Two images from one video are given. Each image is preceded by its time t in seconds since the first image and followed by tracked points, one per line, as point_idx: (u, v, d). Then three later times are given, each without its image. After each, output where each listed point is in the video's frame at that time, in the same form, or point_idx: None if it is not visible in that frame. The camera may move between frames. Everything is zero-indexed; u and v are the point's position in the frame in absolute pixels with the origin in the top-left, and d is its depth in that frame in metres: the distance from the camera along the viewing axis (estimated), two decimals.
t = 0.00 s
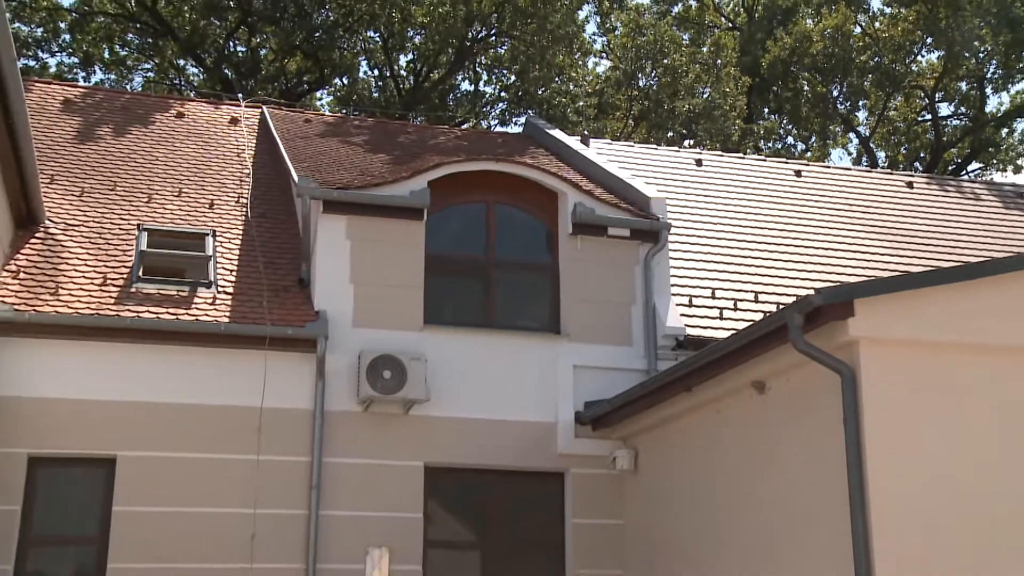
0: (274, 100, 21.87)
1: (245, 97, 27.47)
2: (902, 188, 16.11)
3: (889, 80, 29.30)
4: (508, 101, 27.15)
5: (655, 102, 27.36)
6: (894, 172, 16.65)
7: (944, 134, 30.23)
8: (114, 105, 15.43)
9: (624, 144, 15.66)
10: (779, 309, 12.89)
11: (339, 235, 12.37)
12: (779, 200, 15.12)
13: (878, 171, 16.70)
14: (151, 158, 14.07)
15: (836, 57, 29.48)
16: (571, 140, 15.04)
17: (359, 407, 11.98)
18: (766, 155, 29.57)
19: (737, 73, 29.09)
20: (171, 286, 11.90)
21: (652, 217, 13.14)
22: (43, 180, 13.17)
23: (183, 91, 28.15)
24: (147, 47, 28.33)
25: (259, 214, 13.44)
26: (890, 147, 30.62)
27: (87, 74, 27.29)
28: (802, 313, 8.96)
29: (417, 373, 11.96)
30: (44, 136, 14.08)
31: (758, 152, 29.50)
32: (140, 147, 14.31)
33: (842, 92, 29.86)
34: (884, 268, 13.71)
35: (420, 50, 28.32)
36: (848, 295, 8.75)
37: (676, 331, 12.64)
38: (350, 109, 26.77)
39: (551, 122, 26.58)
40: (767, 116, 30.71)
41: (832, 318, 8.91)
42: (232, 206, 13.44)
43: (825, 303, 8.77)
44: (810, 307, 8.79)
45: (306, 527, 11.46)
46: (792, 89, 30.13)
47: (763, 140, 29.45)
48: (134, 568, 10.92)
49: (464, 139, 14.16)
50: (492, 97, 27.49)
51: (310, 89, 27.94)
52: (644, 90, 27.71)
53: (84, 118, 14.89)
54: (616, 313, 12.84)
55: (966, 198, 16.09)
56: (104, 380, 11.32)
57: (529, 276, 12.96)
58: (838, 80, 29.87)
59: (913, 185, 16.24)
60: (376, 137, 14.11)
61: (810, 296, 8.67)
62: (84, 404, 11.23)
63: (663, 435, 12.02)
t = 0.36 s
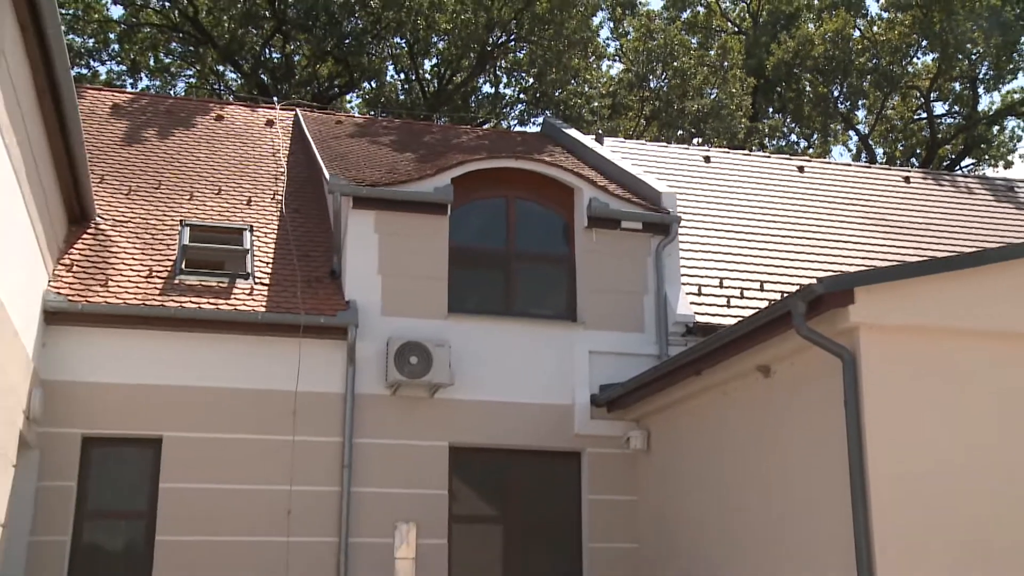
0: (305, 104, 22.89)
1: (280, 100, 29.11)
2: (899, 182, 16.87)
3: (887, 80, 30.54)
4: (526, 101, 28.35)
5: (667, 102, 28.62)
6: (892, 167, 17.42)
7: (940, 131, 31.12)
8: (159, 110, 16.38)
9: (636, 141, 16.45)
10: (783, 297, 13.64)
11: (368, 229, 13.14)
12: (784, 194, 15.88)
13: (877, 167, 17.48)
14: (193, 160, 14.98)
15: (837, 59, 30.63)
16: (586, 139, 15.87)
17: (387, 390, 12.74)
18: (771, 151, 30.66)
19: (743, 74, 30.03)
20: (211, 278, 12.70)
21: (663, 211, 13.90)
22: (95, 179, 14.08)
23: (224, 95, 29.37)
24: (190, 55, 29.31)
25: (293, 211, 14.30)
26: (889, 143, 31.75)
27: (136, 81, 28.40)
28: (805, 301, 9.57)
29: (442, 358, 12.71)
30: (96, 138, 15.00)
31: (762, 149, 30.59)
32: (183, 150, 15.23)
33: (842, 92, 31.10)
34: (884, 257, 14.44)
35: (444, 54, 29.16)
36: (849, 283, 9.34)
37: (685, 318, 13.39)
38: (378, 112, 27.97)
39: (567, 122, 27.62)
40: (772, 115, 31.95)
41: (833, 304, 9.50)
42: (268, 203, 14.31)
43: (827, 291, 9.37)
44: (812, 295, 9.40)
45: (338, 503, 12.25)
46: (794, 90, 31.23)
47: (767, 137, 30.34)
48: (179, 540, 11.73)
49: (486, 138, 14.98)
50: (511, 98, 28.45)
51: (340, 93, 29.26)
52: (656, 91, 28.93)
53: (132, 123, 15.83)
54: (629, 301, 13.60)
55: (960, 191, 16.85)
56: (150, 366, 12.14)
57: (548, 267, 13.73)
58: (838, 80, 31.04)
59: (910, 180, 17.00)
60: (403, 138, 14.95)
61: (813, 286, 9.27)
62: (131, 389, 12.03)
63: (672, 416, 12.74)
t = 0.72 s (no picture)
0: (331, 105, 23.71)
1: (310, 101, 29.57)
2: (902, 174, 17.51)
3: (889, 77, 31.25)
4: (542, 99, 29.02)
5: (676, 96, 29.74)
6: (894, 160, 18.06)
7: (940, 125, 31.84)
8: (196, 111, 17.17)
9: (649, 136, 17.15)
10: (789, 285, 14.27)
11: (394, 222, 13.81)
12: (791, 187, 16.53)
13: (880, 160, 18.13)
14: (228, 157, 15.74)
15: (841, 57, 31.30)
16: (602, 135, 16.56)
17: (412, 375, 13.41)
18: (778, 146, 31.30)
19: (750, 72, 30.76)
20: (245, 270, 13.41)
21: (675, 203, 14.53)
22: (136, 176, 14.85)
23: (257, 96, 30.23)
24: (226, 58, 30.16)
25: (322, 205, 15.02)
26: (890, 138, 32.32)
27: (174, 84, 29.54)
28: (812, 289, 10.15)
29: (464, 345, 13.36)
30: (137, 137, 15.79)
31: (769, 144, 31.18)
32: (218, 148, 15.99)
33: (846, 88, 31.85)
34: (887, 246, 15.06)
35: (466, 55, 29.50)
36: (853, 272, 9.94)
37: (696, 305, 14.03)
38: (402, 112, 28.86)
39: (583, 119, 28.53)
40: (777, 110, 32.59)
41: (839, 292, 10.10)
42: (299, 198, 15.04)
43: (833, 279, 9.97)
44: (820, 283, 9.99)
45: (367, 482, 12.95)
46: (799, 86, 32.07)
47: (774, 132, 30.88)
48: (218, 517, 12.46)
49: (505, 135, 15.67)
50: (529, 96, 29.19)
51: (367, 93, 30.05)
52: (667, 87, 30.05)
53: (170, 123, 16.63)
54: (643, 289, 14.25)
55: (960, 183, 17.48)
56: (190, 353, 12.86)
57: (565, 257, 14.38)
58: (841, 77, 31.74)
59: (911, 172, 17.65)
60: (426, 135, 15.65)
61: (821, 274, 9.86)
62: (172, 375, 12.76)
63: (683, 399, 13.36)
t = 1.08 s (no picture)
0: (361, 106, 24.56)
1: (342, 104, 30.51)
2: (906, 167, 18.29)
3: (893, 74, 32.40)
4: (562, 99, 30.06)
5: (692, 95, 30.09)
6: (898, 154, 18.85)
7: (943, 121, 33.23)
8: (233, 113, 18.07)
9: (664, 133, 17.91)
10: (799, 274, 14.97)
11: (420, 217, 14.50)
12: (800, 181, 17.28)
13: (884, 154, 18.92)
14: (264, 157, 16.60)
15: (848, 56, 32.33)
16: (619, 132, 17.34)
17: (439, 361, 14.12)
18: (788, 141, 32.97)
19: (762, 70, 31.57)
20: (281, 263, 14.14)
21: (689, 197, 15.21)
22: (178, 175, 15.66)
23: (292, 99, 31.01)
24: (262, 63, 31.10)
25: (354, 200, 15.82)
26: (896, 132, 33.77)
27: (215, 87, 30.42)
28: (821, 277, 10.55)
29: (490, 333, 14.03)
30: (179, 138, 16.69)
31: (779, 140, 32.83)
32: (254, 148, 16.86)
33: (853, 86, 32.91)
34: (893, 236, 15.78)
35: (489, 57, 30.67)
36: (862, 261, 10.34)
37: (710, 294, 14.70)
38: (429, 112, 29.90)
39: (601, 118, 29.15)
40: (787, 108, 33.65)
41: (847, 280, 10.50)
42: (331, 194, 15.85)
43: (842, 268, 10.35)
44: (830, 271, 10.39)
45: (398, 464, 13.66)
46: (809, 86, 32.93)
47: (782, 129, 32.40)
48: (258, 495, 13.21)
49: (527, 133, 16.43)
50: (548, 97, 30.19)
51: (395, 94, 30.89)
52: (682, 87, 30.50)
53: (208, 125, 17.48)
54: (659, 279, 14.93)
55: (960, 175, 18.28)
56: (230, 341, 13.60)
57: (584, 249, 15.08)
58: (848, 75, 32.79)
59: (914, 166, 18.44)
60: (451, 134, 16.43)
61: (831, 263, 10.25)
62: (213, 362, 13.51)
63: (698, 384, 13.99)
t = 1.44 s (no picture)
0: (388, 104, 25.37)
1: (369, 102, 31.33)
2: (908, 160, 19.13)
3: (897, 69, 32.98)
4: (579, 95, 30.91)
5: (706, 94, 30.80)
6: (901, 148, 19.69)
7: (944, 117, 33.95)
8: (268, 110, 19.05)
9: (678, 128, 18.73)
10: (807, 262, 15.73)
11: (444, 209, 15.20)
12: (807, 173, 18.10)
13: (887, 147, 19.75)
14: (295, 154, 17.44)
15: (853, 53, 32.90)
16: (634, 127, 18.14)
17: (462, 347, 14.82)
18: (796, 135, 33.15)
19: (770, 67, 32.36)
20: (312, 254, 14.89)
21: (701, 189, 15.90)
22: (215, 172, 16.51)
23: (322, 97, 31.69)
24: (293, 64, 31.78)
25: (381, 194, 16.63)
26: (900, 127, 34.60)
27: (251, 88, 31.29)
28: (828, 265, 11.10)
29: (510, 320, 14.72)
30: (216, 137, 17.57)
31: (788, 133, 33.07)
32: (286, 145, 17.71)
33: (858, 81, 33.59)
34: (897, 225, 16.57)
35: (509, 56, 31.23)
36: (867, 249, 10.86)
37: (721, 281, 15.39)
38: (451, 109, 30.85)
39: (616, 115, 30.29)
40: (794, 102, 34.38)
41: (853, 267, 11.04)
42: (360, 188, 16.67)
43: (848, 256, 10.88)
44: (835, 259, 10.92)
45: (424, 444, 14.40)
46: (816, 81, 33.61)
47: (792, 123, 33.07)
48: (293, 474, 13.98)
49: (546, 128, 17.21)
50: (566, 94, 31.05)
51: (420, 92, 31.68)
52: (695, 84, 31.25)
53: (243, 122, 18.41)
54: (673, 267, 15.63)
55: (961, 167, 19.11)
56: (265, 328, 14.35)
57: (601, 238, 15.78)
58: (853, 71, 33.43)
59: (916, 158, 19.27)
60: (473, 129, 17.22)
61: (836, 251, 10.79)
62: (249, 348, 14.26)
63: (709, 367, 14.66)
